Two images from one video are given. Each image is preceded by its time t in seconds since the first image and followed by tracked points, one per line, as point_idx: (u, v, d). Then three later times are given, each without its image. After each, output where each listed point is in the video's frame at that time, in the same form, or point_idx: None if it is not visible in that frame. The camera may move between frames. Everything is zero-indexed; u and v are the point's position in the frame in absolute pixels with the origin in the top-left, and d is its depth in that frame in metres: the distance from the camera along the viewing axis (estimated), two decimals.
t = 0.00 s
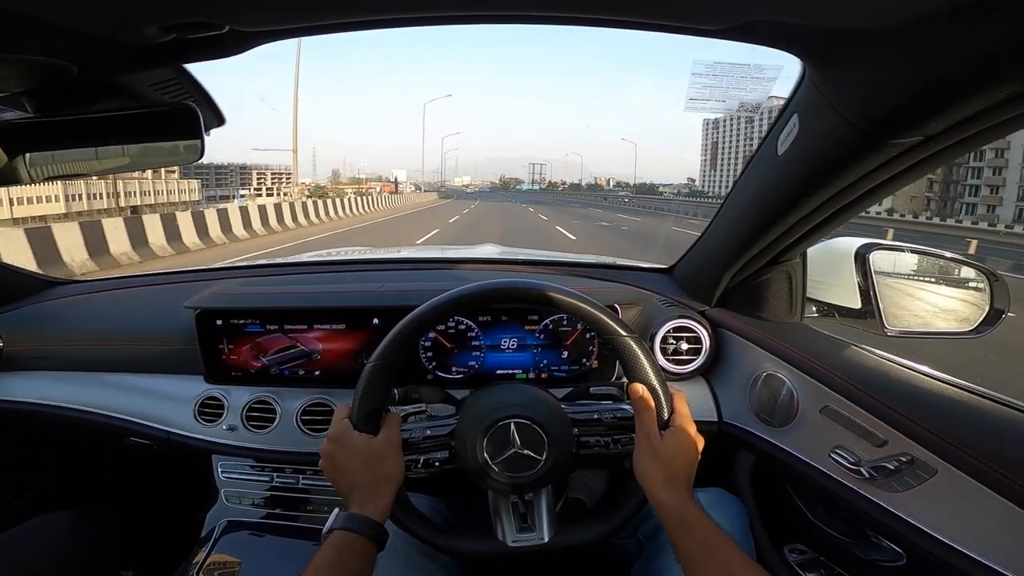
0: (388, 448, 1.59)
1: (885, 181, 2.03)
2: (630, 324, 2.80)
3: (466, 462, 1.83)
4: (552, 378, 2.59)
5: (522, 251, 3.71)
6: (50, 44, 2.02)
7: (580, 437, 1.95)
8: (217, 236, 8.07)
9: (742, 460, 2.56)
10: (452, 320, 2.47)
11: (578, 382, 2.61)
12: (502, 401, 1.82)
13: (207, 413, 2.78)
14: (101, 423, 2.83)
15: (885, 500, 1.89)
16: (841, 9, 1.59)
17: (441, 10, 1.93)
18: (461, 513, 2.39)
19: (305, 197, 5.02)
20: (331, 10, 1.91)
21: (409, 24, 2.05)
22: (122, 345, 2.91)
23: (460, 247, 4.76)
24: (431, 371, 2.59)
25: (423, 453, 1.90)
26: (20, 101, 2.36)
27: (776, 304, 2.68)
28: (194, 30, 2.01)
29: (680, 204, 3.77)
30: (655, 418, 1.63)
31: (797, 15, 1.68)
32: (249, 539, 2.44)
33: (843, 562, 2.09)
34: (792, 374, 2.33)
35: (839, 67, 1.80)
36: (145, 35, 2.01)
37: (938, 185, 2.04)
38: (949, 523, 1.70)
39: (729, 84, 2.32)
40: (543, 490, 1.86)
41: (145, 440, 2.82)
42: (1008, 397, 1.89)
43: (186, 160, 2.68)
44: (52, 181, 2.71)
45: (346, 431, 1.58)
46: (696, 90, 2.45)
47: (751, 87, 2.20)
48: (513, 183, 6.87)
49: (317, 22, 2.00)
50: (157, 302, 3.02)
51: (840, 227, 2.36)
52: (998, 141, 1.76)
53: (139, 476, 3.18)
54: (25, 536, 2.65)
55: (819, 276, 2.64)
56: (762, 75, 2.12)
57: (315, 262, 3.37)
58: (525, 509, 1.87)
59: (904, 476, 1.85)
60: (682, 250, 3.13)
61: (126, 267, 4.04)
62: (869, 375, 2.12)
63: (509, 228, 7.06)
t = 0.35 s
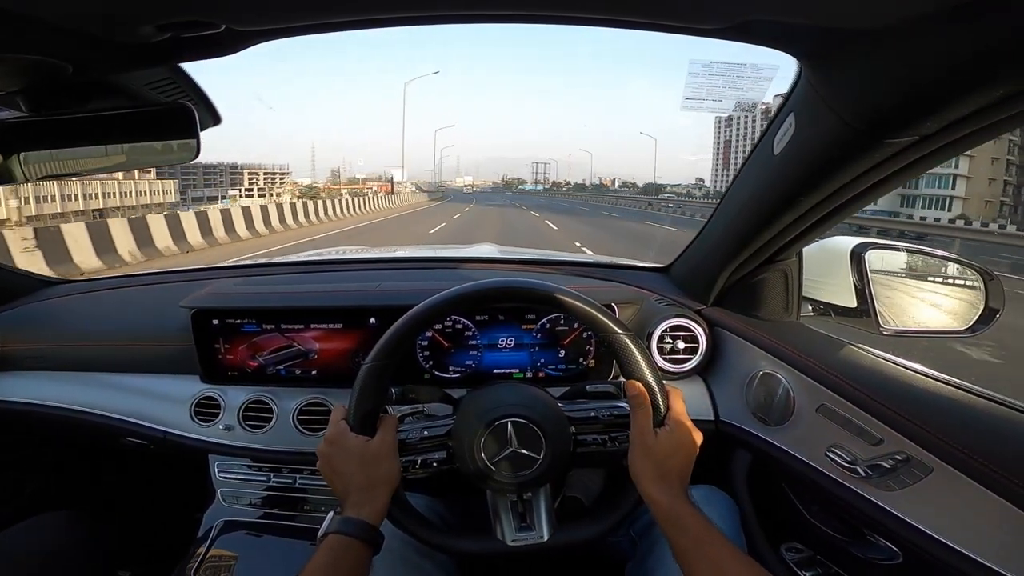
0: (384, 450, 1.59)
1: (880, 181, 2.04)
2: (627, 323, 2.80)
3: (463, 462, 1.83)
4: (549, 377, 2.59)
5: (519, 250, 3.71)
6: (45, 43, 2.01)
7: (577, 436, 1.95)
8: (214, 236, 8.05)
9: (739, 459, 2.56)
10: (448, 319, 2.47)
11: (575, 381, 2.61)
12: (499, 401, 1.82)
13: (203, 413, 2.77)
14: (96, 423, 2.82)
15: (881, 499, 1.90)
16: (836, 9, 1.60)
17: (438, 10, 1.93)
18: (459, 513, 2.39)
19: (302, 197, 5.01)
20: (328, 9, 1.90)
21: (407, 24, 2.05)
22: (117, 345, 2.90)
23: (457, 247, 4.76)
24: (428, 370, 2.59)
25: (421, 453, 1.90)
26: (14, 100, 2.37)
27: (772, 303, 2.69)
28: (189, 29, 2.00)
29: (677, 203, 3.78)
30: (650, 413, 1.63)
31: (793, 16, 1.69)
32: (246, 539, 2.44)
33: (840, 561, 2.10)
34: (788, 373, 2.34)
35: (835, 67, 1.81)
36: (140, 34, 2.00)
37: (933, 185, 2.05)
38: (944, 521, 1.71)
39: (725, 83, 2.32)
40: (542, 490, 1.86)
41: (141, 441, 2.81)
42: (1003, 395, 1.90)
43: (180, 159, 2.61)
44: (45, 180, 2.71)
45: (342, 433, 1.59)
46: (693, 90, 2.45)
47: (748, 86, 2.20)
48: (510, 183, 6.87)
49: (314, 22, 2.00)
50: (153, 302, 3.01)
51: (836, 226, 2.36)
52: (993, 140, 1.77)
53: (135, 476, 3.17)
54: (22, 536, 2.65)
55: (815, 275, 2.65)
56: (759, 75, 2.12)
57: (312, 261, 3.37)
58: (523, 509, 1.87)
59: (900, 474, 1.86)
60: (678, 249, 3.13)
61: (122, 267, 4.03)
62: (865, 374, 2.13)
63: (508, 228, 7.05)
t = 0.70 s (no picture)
0: (383, 451, 1.59)
1: (879, 181, 2.04)
2: (627, 323, 2.80)
3: (464, 464, 1.82)
4: (549, 377, 2.59)
5: (520, 251, 3.71)
6: (44, 43, 2.01)
7: (577, 436, 1.95)
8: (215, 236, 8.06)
9: (739, 459, 2.56)
10: (448, 320, 2.46)
11: (575, 382, 2.61)
12: (498, 401, 1.82)
13: (202, 414, 2.77)
14: (96, 424, 2.82)
15: (882, 499, 1.90)
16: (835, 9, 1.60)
17: (438, 10, 1.93)
18: (459, 513, 2.39)
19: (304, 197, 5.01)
20: (328, 9, 1.90)
21: (408, 24, 2.05)
22: (117, 345, 2.89)
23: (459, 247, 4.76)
24: (428, 370, 2.59)
25: (421, 454, 1.90)
26: (14, 101, 2.37)
27: (772, 304, 2.69)
28: (188, 29, 2.00)
29: (677, 203, 3.78)
30: (648, 414, 1.63)
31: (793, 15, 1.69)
32: (246, 540, 2.44)
33: (841, 561, 2.10)
34: (788, 373, 2.33)
35: (836, 67, 1.81)
36: (139, 34, 2.00)
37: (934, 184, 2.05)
38: (944, 521, 1.71)
39: (725, 82, 2.32)
40: (542, 490, 1.86)
41: (140, 441, 2.81)
42: (1004, 395, 1.90)
43: (178, 159, 2.61)
44: (45, 180, 2.71)
45: (342, 433, 1.59)
46: (693, 89, 2.45)
47: (747, 86, 2.20)
48: (512, 183, 6.87)
49: (313, 22, 2.00)
50: (153, 303, 3.01)
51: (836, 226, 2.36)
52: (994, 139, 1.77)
53: (136, 477, 3.17)
54: (22, 536, 2.65)
55: (815, 275, 2.65)
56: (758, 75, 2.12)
57: (313, 262, 3.36)
58: (523, 509, 1.87)
59: (900, 474, 1.86)
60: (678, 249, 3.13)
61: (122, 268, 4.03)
62: (865, 374, 2.12)
63: (510, 228, 7.05)
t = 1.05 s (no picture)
0: (383, 453, 1.59)
1: (879, 182, 2.04)
2: (627, 323, 2.80)
3: (464, 464, 1.83)
4: (549, 377, 2.59)
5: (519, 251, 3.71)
6: (43, 43, 2.01)
7: (577, 436, 1.96)
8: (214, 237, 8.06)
9: (738, 459, 2.56)
10: (448, 320, 2.46)
11: (575, 382, 2.62)
12: (499, 402, 1.82)
13: (202, 414, 2.77)
14: (96, 424, 2.82)
15: (881, 499, 1.90)
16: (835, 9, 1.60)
17: (437, 10, 1.93)
18: (459, 513, 2.38)
19: (304, 197, 5.01)
20: (328, 10, 1.90)
21: (407, 24, 2.05)
22: (116, 345, 2.89)
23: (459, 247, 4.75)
24: (427, 370, 2.59)
25: (421, 455, 1.91)
26: (14, 101, 2.37)
27: (772, 304, 2.69)
28: (188, 29, 2.00)
29: (678, 203, 3.78)
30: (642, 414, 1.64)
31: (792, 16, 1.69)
32: (246, 540, 2.43)
33: (840, 562, 2.10)
34: (788, 373, 2.34)
35: (836, 68, 1.81)
36: (138, 34, 2.00)
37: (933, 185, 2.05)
38: (944, 521, 1.71)
39: (724, 82, 2.32)
40: (542, 490, 1.86)
41: (140, 441, 2.81)
42: (1004, 396, 1.90)
43: (178, 159, 2.60)
44: (45, 180, 2.71)
45: (342, 435, 1.59)
46: (693, 89, 2.45)
47: (747, 87, 2.20)
48: (511, 184, 6.86)
49: (311, 22, 2.00)
50: (152, 303, 3.01)
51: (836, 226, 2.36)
52: (993, 138, 1.77)
53: (136, 477, 3.17)
54: (22, 536, 2.65)
55: (814, 275, 2.64)
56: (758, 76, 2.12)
57: (312, 262, 3.36)
58: (523, 509, 1.87)
59: (900, 475, 1.86)
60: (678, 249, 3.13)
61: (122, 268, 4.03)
62: (865, 374, 2.12)
63: (510, 228, 7.05)
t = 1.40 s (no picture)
0: (383, 454, 1.58)
1: (877, 184, 2.04)
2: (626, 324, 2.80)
3: (464, 464, 1.83)
4: (547, 377, 2.59)
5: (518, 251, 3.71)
6: (42, 42, 2.01)
7: (576, 435, 1.96)
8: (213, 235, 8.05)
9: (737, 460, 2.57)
10: (447, 320, 2.47)
11: (574, 382, 2.62)
12: (497, 402, 1.82)
13: (200, 413, 2.77)
14: (94, 423, 2.82)
15: (880, 500, 1.90)
16: (835, 11, 1.60)
17: (437, 10, 1.93)
18: (457, 513, 2.38)
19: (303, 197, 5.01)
20: (328, 9, 1.90)
21: (406, 24, 2.05)
22: (115, 344, 2.89)
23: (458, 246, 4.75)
24: (426, 370, 2.59)
25: (420, 456, 1.91)
26: (13, 100, 2.38)
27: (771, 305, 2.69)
28: (187, 29, 2.00)
29: (677, 204, 3.78)
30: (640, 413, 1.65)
31: (792, 17, 1.69)
32: (244, 540, 2.43)
33: (838, 564, 2.11)
34: (786, 374, 2.34)
35: (835, 70, 1.81)
36: (138, 33, 2.00)
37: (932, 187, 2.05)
38: (942, 523, 1.71)
39: (723, 84, 2.32)
40: (541, 490, 1.86)
41: (138, 440, 2.81)
42: (1002, 398, 1.90)
43: (177, 159, 2.60)
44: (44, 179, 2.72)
45: (341, 436, 1.58)
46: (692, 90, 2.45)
47: (746, 88, 2.20)
48: (511, 184, 6.86)
49: (311, 22, 2.00)
50: (151, 302, 3.01)
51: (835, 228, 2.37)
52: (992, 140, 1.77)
53: (134, 476, 3.16)
54: (20, 534, 2.64)
55: (813, 275, 2.62)
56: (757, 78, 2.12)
57: (311, 262, 3.36)
58: (522, 509, 1.87)
59: (898, 476, 1.86)
60: (677, 250, 3.13)
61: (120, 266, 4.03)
62: (864, 375, 2.12)
63: (509, 228, 7.05)
